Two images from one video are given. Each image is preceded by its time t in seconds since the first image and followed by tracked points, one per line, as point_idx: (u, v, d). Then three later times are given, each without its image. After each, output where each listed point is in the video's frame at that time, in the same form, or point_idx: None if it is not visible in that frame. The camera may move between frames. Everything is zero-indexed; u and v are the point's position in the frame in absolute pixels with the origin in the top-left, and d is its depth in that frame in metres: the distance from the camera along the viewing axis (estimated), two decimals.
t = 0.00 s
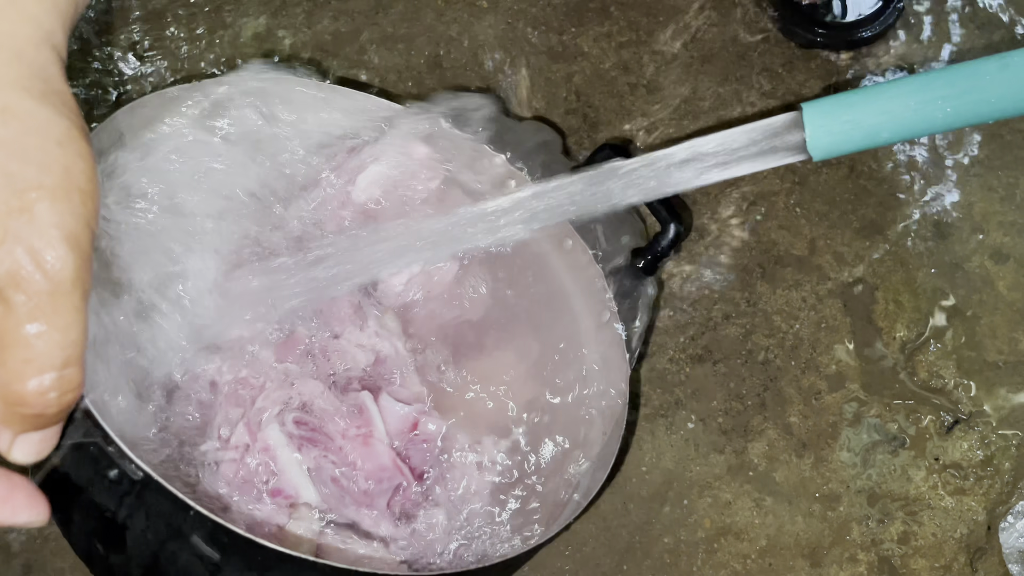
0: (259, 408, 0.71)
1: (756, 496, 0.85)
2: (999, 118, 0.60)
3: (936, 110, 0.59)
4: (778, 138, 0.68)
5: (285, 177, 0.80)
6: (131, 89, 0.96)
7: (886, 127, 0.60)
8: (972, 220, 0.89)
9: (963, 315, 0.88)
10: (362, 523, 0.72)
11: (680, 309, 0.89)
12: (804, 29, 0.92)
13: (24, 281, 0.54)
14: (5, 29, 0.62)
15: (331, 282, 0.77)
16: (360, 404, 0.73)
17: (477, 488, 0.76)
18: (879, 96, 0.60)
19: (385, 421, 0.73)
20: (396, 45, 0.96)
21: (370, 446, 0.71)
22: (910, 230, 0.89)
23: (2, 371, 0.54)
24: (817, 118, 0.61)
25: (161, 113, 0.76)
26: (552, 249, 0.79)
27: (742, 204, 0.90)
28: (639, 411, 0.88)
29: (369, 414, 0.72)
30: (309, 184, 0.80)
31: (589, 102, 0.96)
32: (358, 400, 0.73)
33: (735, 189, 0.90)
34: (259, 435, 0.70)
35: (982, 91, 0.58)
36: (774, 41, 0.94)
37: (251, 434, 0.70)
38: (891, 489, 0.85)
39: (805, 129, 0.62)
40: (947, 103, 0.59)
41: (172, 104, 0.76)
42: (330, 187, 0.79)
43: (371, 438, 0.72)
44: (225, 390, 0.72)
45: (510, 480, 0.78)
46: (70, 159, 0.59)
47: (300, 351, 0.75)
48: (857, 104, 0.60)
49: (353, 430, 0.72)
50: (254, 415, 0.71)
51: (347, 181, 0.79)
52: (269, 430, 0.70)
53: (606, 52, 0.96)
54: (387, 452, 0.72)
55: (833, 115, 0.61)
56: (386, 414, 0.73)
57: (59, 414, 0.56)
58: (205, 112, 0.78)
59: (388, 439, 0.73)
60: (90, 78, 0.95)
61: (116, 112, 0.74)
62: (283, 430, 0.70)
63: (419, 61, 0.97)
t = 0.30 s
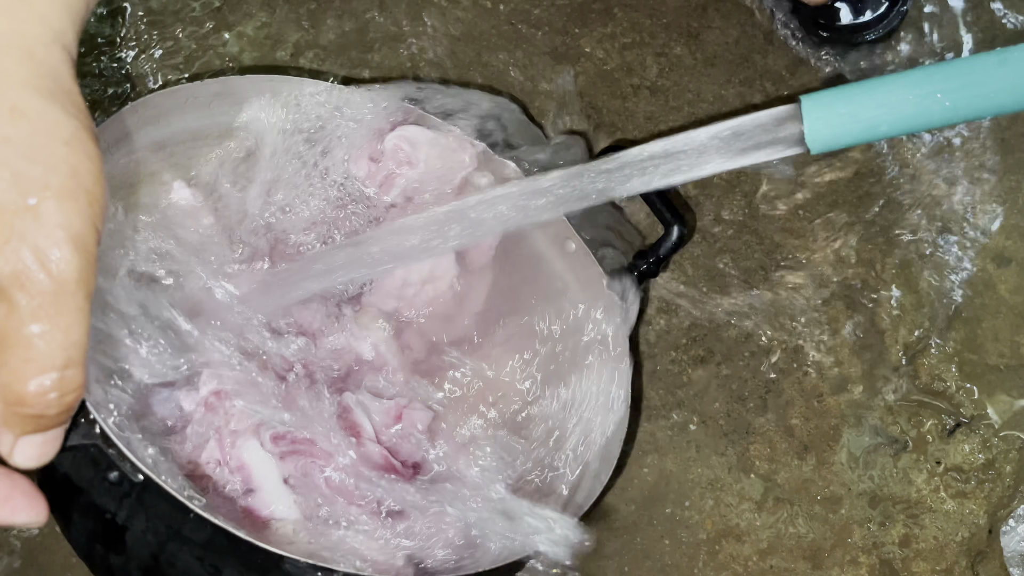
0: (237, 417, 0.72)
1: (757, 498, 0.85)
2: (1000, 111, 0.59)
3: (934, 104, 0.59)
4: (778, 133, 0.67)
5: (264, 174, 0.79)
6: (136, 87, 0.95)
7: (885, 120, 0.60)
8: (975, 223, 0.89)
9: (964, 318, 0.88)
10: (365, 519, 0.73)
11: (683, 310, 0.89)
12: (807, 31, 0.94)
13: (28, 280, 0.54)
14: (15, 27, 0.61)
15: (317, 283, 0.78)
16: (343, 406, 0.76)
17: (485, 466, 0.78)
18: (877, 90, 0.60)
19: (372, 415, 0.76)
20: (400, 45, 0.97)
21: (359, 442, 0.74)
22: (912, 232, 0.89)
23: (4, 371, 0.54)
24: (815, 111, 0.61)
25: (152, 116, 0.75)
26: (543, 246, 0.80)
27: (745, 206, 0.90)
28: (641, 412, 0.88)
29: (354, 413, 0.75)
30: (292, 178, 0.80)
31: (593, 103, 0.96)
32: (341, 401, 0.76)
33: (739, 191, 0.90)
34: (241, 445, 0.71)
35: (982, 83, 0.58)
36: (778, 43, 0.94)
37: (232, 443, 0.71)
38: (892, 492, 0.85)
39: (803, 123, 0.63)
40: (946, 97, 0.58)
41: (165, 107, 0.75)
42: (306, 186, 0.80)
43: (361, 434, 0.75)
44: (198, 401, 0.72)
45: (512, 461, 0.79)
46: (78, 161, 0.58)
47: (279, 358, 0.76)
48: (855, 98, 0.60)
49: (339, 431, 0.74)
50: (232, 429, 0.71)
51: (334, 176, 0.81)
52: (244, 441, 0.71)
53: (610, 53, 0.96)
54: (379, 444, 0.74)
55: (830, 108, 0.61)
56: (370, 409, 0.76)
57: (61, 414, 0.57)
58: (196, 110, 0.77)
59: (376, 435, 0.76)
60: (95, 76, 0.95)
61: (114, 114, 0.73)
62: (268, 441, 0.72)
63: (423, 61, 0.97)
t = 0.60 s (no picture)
0: (238, 430, 0.73)
1: (753, 500, 0.85)
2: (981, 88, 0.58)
3: (914, 74, 0.57)
4: (756, 96, 0.66)
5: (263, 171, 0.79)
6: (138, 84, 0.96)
7: (863, 88, 0.58)
8: (972, 228, 0.89)
9: (960, 322, 0.88)
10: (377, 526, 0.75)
11: (680, 312, 0.89)
12: (806, 33, 0.92)
13: (7, 280, 0.55)
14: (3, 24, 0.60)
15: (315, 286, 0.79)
16: (348, 420, 0.74)
17: (494, 474, 0.78)
18: (857, 57, 0.58)
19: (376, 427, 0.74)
20: (402, 45, 0.97)
21: (363, 461, 0.73)
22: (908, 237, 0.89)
23: None
24: (794, 76, 0.59)
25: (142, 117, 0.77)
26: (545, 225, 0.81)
27: (744, 210, 0.91)
28: (638, 412, 0.88)
29: (358, 429, 0.73)
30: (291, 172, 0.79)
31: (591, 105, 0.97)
32: (347, 414, 0.74)
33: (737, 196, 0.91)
34: (244, 455, 0.73)
35: (963, 56, 0.56)
36: (776, 47, 0.95)
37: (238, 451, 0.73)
38: (886, 495, 0.85)
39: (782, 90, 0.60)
40: (926, 68, 0.57)
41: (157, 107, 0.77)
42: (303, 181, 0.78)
43: (364, 452, 0.73)
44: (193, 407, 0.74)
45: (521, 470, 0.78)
46: (63, 162, 0.58)
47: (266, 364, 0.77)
48: (835, 65, 0.58)
49: (343, 447, 0.73)
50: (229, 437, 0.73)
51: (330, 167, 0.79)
52: (250, 447, 0.73)
53: (610, 54, 0.96)
54: (381, 462, 0.73)
55: (809, 73, 0.59)
56: (376, 421, 0.75)
57: (34, 413, 0.58)
58: (197, 109, 0.79)
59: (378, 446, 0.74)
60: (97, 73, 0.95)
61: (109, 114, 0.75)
62: (276, 455, 0.73)
63: (424, 60, 0.97)
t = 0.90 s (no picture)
0: (194, 486, 0.71)
1: (753, 502, 0.85)
2: None
3: None
4: None
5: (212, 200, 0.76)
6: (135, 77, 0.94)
7: None
8: (973, 234, 0.91)
9: (961, 326, 0.89)
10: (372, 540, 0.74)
11: (682, 313, 0.88)
12: (810, 36, 0.92)
13: None
14: None
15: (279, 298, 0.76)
16: (304, 432, 0.73)
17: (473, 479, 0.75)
18: None
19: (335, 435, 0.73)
20: (404, 41, 0.96)
21: (332, 464, 0.72)
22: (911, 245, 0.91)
23: None
24: None
25: (74, 157, 0.70)
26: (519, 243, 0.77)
27: (744, 212, 0.92)
28: (639, 414, 0.86)
29: (319, 434, 0.73)
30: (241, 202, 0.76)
31: (596, 104, 0.96)
32: (303, 427, 0.73)
33: (739, 197, 0.92)
34: (200, 513, 0.71)
35: None
36: (783, 49, 0.94)
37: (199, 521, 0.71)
38: (886, 500, 0.85)
39: None
40: None
41: (118, 121, 0.70)
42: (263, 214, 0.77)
43: (332, 451, 0.72)
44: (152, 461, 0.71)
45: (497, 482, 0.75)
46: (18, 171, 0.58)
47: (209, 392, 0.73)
48: None
49: (309, 454, 0.72)
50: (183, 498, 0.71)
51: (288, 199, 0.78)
52: (200, 505, 0.71)
53: (614, 56, 0.96)
54: (354, 455, 0.73)
55: None
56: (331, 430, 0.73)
57: None
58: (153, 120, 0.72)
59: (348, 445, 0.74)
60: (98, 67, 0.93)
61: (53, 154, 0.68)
62: (252, 493, 0.72)
63: (426, 57, 0.96)
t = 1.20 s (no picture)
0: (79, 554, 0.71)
1: (761, 502, 0.84)
2: None
3: None
4: None
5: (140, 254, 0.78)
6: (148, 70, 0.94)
7: None
8: (984, 235, 0.92)
9: (970, 327, 0.89)
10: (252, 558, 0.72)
11: (692, 312, 0.89)
12: (824, 35, 0.94)
13: None
14: None
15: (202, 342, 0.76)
16: (139, 499, 0.70)
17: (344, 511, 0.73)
18: None
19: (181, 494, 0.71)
20: (416, 36, 0.96)
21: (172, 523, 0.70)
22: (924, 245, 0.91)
23: None
24: None
25: (32, 175, 0.78)
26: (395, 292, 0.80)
27: (755, 211, 0.92)
28: (648, 413, 0.86)
29: (153, 499, 0.70)
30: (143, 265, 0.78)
31: (607, 102, 0.95)
32: (137, 495, 0.71)
33: (750, 195, 0.93)
34: None
35: None
36: (794, 48, 0.96)
37: None
38: (895, 501, 0.85)
39: None
40: None
41: (92, 149, 0.80)
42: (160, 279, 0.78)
43: (167, 513, 0.70)
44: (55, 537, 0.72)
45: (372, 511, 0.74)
46: None
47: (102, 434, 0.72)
48: None
49: (149, 517, 0.70)
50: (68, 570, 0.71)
51: (175, 256, 0.78)
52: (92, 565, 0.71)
53: (625, 53, 0.96)
54: (186, 509, 0.70)
55: None
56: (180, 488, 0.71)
57: None
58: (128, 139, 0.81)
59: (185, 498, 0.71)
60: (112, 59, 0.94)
61: (25, 170, 0.77)
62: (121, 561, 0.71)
63: (437, 52, 0.96)
